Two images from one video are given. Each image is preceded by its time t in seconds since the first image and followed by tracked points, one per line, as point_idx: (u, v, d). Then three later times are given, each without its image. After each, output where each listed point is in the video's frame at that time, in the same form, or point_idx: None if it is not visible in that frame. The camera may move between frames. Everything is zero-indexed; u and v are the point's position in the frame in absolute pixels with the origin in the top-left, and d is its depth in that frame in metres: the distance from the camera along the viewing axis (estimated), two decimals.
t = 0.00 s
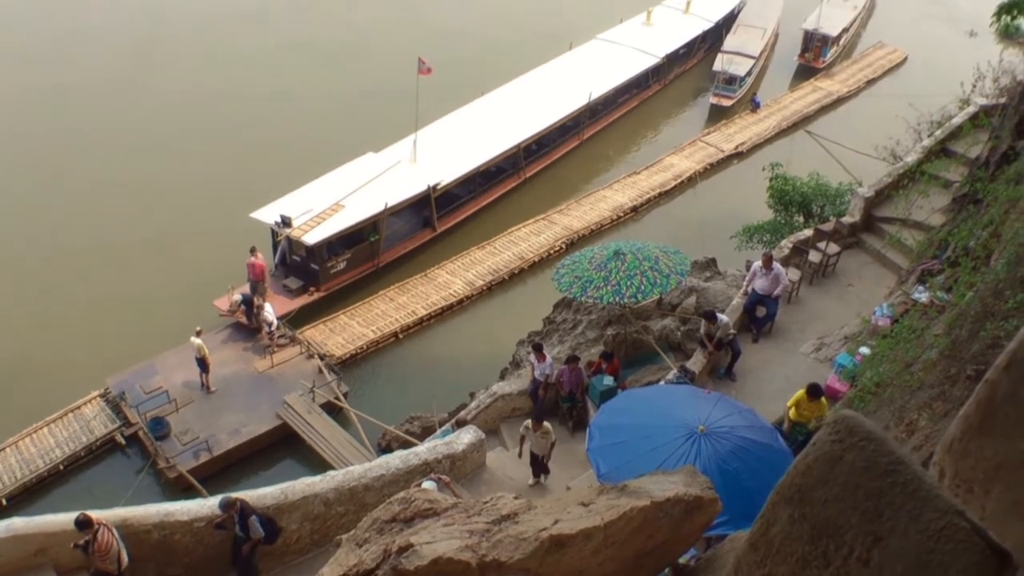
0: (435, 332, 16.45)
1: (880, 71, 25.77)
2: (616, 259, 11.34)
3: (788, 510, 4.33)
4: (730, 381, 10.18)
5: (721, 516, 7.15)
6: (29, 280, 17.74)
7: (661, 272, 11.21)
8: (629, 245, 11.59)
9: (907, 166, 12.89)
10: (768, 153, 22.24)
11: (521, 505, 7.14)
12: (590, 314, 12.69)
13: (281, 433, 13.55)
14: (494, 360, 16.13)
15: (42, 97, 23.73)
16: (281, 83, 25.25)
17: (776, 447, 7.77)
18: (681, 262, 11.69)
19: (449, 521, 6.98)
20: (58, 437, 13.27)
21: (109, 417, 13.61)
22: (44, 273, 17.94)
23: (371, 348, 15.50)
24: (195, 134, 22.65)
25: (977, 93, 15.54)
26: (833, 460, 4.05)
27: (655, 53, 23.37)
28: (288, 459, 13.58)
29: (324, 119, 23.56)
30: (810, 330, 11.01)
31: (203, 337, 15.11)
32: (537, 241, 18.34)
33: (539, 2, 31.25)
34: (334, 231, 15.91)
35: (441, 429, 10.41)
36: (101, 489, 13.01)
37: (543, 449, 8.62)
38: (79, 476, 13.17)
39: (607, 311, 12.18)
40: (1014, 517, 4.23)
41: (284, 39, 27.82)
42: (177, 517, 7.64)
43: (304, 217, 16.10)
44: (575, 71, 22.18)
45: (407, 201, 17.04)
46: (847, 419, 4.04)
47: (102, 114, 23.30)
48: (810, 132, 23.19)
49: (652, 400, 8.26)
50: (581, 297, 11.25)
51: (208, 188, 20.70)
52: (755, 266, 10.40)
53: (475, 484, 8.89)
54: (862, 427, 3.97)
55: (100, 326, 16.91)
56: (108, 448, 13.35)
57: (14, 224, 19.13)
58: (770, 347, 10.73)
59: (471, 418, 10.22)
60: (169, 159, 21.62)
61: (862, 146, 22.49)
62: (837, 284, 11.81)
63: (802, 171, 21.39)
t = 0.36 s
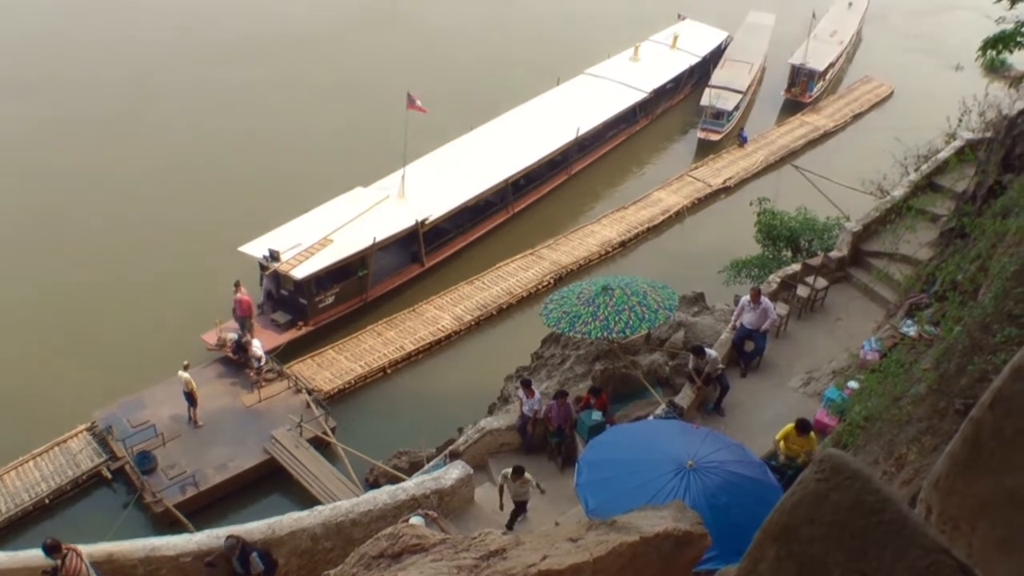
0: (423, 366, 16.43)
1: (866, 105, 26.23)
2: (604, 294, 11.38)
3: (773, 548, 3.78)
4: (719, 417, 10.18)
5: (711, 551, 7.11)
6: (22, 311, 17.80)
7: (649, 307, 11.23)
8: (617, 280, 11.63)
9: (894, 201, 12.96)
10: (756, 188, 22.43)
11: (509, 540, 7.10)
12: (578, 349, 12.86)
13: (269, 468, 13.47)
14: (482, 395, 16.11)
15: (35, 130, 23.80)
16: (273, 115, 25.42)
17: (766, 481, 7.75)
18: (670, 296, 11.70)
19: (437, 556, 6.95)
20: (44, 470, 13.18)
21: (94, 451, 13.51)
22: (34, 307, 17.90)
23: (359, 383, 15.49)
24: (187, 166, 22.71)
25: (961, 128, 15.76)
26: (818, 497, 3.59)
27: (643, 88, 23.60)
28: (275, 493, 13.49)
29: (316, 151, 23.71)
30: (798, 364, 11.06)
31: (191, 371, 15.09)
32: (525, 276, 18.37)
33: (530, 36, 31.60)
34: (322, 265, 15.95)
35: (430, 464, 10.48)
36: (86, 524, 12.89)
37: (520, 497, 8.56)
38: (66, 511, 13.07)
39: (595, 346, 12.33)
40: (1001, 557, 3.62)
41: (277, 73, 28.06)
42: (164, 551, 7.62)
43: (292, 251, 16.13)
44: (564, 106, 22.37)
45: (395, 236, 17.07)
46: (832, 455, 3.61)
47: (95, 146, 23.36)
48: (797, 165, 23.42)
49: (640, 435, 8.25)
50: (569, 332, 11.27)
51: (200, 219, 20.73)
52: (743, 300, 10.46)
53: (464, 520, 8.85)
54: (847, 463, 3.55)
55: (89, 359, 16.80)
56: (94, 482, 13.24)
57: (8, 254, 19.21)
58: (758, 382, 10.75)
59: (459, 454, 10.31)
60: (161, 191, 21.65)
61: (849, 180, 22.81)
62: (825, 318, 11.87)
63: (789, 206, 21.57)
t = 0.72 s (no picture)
0: (414, 404, 16.38)
1: (856, 140, 26.51)
2: (595, 331, 11.43)
3: None
4: (711, 453, 10.16)
5: None
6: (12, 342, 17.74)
7: (640, 343, 11.25)
8: (608, 317, 11.71)
9: (883, 238, 13.07)
10: (745, 225, 22.49)
11: None
12: (570, 388, 12.88)
13: (259, 506, 13.38)
14: (474, 434, 16.05)
15: (29, 169, 23.84)
16: (267, 152, 25.60)
17: (759, 518, 7.72)
18: (661, 333, 11.73)
19: None
20: (31, 508, 13.06)
21: (83, 488, 13.39)
22: (25, 342, 17.83)
23: (350, 421, 15.41)
24: (180, 203, 22.76)
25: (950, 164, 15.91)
26: (805, 539, 3.58)
27: (634, 124, 23.81)
28: (265, 531, 13.38)
29: (310, 187, 23.85)
30: (790, 400, 11.04)
31: (183, 408, 15.06)
32: (517, 312, 18.36)
33: (522, 73, 31.91)
34: (313, 302, 15.97)
35: (422, 503, 10.47)
36: (75, 562, 12.81)
37: (505, 544, 8.38)
38: (54, 549, 12.97)
39: (586, 384, 12.34)
40: None
41: (271, 111, 28.25)
42: None
43: (283, 288, 16.16)
44: (555, 143, 22.53)
45: (386, 272, 17.11)
46: (819, 497, 3.59)
47: (89, 184, 23.40)
48: (787, 201, 23.58)
49: (632, 473, 8.22)
50: (560, 369, 11.27)
51: (193, 255, 20.79)
52: (734, 336, 10.46)
53: (453, 558, 8.82)
54: (834, 504, 3.55)
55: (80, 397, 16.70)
56: (82, 519, 13.12)
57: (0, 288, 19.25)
58: (751, 418, 10.75)
59: (452, 492, 10.30)
60: (154, 228, 21.67)
61: (839, 215, 23.00)
62: (817, 354, 11.89)
63: (780, 242, 21.67)
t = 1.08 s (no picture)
0: (407, 440, 16.33)
1: (848, 172, 26.73)
2: (589, 365, 11.44)
3: None
4: (706, 487, 10.14)
5: None
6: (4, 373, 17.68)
7: (634, 378, 11.26)
8: (602, 352, 11.74)
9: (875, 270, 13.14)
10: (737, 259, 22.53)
11: None
12: (564, 422, 12.87)
13: (252, 541, 13.27)
14: (467, 469, 15.98)
15: (24, 207, 23.87)
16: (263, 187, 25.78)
17: (754, 550, 7.70)
18: (655, 367, 11.76)
19: None
20: (22, 544, 12.91)
21: (74, 523, 13.26)
22: (17, 371, 17.75)
23: (343, 457, 15.35)
24: (175, 239, 22.79)
25: (942, 195, 16.03)
26: None
27: (626, 159, 23.99)
28: (258, 568, 13.25)
29: (304, 222, 23.97)
30: (785, 433, 11.03)
31: (176, 443, 15.03)
32: (510, 347, 18.37)
33: (516, 108, 32.25)
34: (305, 337, 15.97)
35: (416, 537, 10.45)
36: None
37: None
38: None
39: (580, 419, 12.33)
40: None
41: (266, 147, 28.46)
42: None
43: (276, 323, 16.17)
44: (547, 178, 22.68)
45: (378, 307, 17.14)
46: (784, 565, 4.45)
47: (83, 222, 23.41)
48: (780, 235, 23.71)
49: (626, 507, 8.20)
50: (554, 404, 11.26)
51: (187, 288, 20.82)
52: (728, 370, 10.50)
53: None
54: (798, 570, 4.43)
55: (71, 426, 16.55)
56: (73, 555, 12.91)
57: None
58: (746, 451, 10.72)
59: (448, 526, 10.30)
60: (148, 264, 21.67)
61: (832, 248, 23.12)
62: (812, 387, 11.89)
63: (773, 274, 21.76)
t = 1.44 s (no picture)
0: (406, 470, 16.27)
1: (845, 200, 26.85)
2: (588, 396, 11.43)
3: None
4: (706, 516, 10.09)
5: None
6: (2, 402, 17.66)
7: (632, 409, 11.24)
8: (600, 382, 11.72)
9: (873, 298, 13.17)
10: (737, 288, 22.58)
11: None
12: (562, 453, 12.84)
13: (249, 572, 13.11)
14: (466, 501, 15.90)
15: (23, 237, 23.89)
16: (263, 216, 25.90)
17: None
18: (654, 397, 11.74)
19: None
20: None
21: (69, 555, 13.10)
22: (15, 400, 17.75)
23: (340, 488, 15.30)
24: (175, 268, 22.85)
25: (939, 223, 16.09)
26: None
27: (623, 189, 24.11)
28: None
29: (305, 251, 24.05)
30: (784, 462, 11.00)
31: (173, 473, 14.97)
32: (508, 377, 18.36)
33: (515, 136, 32.49)
34: (302, 367, 15.96)
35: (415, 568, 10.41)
36: None
37: None
38: None
39: (579, 449, 12.31)
40: None
41: (267, 175, 28.64)
42: None
43: (273, 353, 16.17)
44: (544, 208, 22.78)
45: (376, 337, 17.14)
46: None
47: (83, 252, 23.45)
48: (778, 263, 23.77)
49: (625, 537, 8.15)
50: (552, 435, 11.22)
51: (186, 316, 20.85)
52: (726, 399, 10.50)
53: None
54: None
55: (68, 455, 16.50)
56: None
57: None
58: (745, 481, 10.68)
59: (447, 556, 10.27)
60: (148, 292, 21.74)
61: (830, 276, 23.17)
62: (811, 416, 11.87)
63: (772, 303, 21.80)
